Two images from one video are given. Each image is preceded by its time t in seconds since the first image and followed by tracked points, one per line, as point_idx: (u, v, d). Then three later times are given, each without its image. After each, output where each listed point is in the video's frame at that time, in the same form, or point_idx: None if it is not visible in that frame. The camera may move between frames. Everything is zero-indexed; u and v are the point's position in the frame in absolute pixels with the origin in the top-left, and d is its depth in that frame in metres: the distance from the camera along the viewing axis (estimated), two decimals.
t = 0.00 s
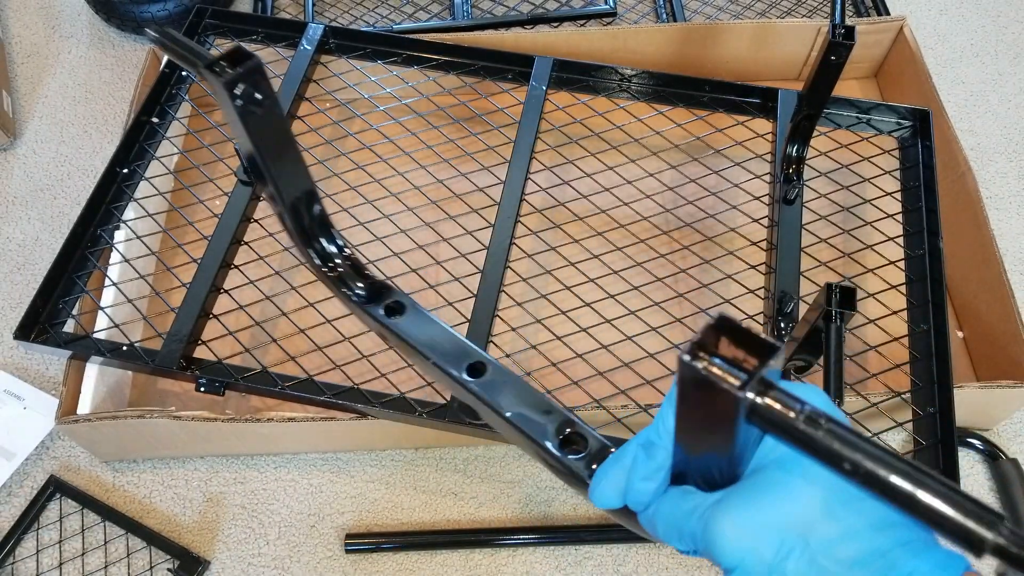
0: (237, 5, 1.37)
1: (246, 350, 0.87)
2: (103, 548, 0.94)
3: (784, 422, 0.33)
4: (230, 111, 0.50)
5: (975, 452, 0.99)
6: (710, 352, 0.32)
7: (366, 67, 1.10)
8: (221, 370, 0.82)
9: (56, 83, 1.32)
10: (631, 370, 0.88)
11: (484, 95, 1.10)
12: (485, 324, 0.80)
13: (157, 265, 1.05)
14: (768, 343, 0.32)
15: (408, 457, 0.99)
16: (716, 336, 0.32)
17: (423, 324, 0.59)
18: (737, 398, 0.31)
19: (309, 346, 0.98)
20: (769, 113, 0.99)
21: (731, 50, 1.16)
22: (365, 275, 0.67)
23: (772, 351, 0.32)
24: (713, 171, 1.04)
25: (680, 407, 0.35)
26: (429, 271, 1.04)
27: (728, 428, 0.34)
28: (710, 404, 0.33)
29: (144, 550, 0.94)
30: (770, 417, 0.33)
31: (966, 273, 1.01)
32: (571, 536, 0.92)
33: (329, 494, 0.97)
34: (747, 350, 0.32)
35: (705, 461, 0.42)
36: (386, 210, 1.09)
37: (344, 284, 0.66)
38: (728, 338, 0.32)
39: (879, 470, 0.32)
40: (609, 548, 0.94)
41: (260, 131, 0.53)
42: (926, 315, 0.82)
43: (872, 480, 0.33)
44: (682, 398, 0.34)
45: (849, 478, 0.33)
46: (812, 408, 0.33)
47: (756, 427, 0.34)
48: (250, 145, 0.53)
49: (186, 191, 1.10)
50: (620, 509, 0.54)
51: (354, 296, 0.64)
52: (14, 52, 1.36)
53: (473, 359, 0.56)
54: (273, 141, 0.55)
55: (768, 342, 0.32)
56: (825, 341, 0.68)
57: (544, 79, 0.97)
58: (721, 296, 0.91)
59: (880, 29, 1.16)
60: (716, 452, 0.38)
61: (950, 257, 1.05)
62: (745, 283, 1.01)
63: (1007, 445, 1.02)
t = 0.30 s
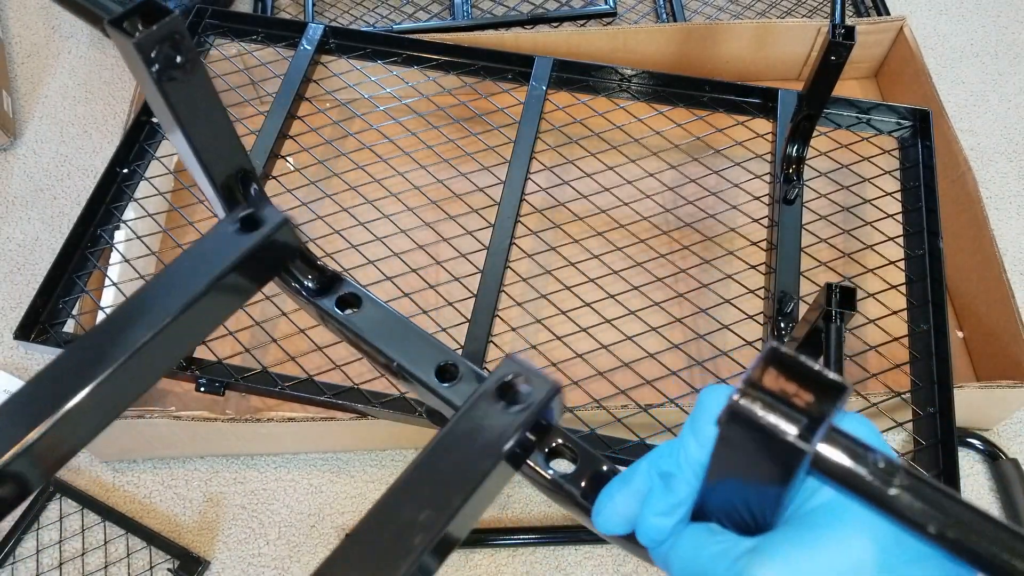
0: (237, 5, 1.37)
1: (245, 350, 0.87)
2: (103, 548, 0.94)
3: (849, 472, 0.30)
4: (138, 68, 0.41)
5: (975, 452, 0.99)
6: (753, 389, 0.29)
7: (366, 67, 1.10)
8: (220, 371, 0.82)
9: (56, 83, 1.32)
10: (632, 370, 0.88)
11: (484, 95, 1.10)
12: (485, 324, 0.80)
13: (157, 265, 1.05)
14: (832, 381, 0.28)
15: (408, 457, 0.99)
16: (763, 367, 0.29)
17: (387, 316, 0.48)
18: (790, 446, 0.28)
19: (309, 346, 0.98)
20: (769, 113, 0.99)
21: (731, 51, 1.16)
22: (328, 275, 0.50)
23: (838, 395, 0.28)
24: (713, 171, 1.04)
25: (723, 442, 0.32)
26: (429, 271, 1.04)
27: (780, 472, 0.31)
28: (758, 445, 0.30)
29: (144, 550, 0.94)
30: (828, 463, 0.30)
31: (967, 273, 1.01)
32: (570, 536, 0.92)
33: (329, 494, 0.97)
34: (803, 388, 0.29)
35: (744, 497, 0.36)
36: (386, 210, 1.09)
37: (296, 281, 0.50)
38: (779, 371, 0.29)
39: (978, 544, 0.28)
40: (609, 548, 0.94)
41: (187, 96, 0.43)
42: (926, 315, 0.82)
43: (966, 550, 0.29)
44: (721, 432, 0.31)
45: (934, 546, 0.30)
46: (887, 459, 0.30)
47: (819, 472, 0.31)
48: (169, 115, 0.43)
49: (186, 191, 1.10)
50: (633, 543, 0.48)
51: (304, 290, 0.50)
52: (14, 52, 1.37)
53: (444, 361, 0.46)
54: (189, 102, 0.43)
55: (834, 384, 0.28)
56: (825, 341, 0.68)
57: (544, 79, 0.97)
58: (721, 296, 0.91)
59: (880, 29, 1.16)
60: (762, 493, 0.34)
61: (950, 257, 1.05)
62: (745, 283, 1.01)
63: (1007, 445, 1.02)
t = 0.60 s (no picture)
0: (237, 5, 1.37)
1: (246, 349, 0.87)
2: (103, 548, 0.94)
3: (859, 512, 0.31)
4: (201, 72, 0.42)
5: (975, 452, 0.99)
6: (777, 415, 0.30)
7: (366, 67, 1.10)
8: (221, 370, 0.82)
9: (56, 83, 1.32)
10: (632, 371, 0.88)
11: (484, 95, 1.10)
12: (486, 324, 0.80)
13: (156, 265, 1.05)
14: (857, 418, 0.30)
15: (408, 457, 0.99)
16: (787, 396, 0.31)
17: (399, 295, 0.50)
18: (808, 482, 0.29)
19: (309, 346, 0.98)
20: (769, 113, 0.99)
21: (731, 51, 1.16)
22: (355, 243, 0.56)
23: (863, 432, 0.30)
24: (713, 171, 1.04)
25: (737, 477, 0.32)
26: (429, 271, 1.04)
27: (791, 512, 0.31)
28: (773, 482, 0.31)
29: (144, 550, 0.94)
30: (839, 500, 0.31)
31: (967, 273, 1.01)
32: (570, 537, 0.92)
33: (329, 494, 0.97)
34: (827, 421, 0.30)
35: (748, 527, 0.36)
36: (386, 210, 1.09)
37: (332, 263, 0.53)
38: (802, 400, 0.31)
39: None
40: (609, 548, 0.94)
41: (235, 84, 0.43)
42: (926, 315, 0.82)
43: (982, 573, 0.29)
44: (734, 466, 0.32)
45: None
46: (903, 507, 0.32)
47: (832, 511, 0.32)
48: (221, 101, 0.44)
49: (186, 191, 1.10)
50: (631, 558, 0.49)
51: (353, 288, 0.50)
52: (14, 52, 1.37)
53: (461, 350, 0.48)
54: (239, 72, 0.43)
55: (861, 421, 0.30)
56: (825, 341, 0.68)
57: (544, 79, 0.97)
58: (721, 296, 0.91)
59: (880, 29, 1.16)
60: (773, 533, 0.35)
61: (950, 258, 1.05)
62: (745, 283, 1.01)
63: (1007, 445, 1.02)
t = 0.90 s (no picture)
0: (237, 5, 1.37)
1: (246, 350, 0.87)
2: (103, 548, 0.94)
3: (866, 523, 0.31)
4: (276, 44, 0.46)
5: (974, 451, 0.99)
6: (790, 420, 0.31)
7: (366, 67, 1.10)
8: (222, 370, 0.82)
9: (56, 83, 1.33)
10: (632, 371, 0.88)
11: (484, 94, 1.10)
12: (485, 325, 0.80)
13: (156, 265, 1.05)
14: (874, 428, 0.30)
15: (409, 457, 1.00)
16: (803, 398, 0.31)
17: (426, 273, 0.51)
18: (816, 484, 0.30)
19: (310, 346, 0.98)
20: (769, 113, 0.99)
21: (731, 51, 1.16)
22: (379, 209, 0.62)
23: (877, 443, 0.30)
24: (713, 171, 1.04)
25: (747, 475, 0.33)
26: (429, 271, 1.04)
27: (797, 515, 0.32)
28: (781, 481, 0.31)
29: (145, 550, 0.94)
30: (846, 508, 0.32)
31: (968, 273, 1.01)
32: (570, 537, 0.92)
33: (329, 494, 0.97)
34: (841, 428, 0.30)
35: (748, 534, 0.37)
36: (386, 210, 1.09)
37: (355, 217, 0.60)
38: (819, 405, 0.31)
39: None
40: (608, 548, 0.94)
41: (302, 59, 0.48)
42: (926, 315, 0.82)
43: None
44: (745, 462, 0.33)
45: None
46: (910, 521, 0.31)
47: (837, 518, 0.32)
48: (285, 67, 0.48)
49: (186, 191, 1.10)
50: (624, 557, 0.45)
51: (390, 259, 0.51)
52: (14, 52, 1.37)
53: (478, 333, 0.48)
54: (301, 42, 0.47)
55: (879, 431, 0.30)
56: (825, 341, 0.68)
57: (544, 80, 0.97)
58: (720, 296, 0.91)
59: (879, 29, 1.16)
60: (773, 541, 0.36)
61: (950, 258, 1.05)
62: (745, 283, 1.01)
63: (1007, 444, 1.02)
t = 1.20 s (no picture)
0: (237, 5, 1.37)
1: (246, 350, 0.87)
2: (103, 548, 0.94)
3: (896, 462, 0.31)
4: (253, 60, 0.51)
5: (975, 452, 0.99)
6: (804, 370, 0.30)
7: (366, 67, 1.10)
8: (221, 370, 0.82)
9: (56, 83, 1.33)
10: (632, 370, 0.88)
11: (484, 94, 1.10)
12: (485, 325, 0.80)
13: (157, 265, 1.05)
14: (894, 366, 0.28)
15: (409, 457, 1.00)
16: (817, 345, 0.30)
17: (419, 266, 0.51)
18: (841, 425, 0.30)
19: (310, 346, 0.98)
20: (769, 113, 0.99)
21: (731, 51, 1.16)
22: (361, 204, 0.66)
23: (897, 379, 0.28)
24: (713, 171, 1.04)
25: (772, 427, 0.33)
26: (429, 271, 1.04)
27: (821, 461, 0.32)
28: (808, 429, 0.31)
29: (144, 550, 0.94)
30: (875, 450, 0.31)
31: (968, 273, 1.01)
32: (570, 537, 0.92)
33: (329, 494, 0.97)
34: (859, 370, 0.29)
35: (776, 487, 0.37)
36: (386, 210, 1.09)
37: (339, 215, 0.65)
38: (833, 349, 0.30)
39: None
40: (608, 548, 0.94)
41: (274, 54, 0.52)
42: (926, 315, 0.82)
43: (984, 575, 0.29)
44: (769, 411, 0.33)
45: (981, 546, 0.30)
46: (938, 453, 0.30)
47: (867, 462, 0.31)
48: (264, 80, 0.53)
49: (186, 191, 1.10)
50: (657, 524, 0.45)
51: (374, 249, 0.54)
52: (14, 52, 1.37)
53: (477, 319, 0.48)
54: (276, 57, 0.52)
55: (897, 367, 0.28)
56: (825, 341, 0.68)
57: (545, 80, 0.97)
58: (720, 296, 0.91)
59: (880, 29, 1.16)
60: (802, 490, 0.35)
61: (951, 258, 1.05)
62: (745, 283, 1.01)
63: (1007, 445, 1.03)
